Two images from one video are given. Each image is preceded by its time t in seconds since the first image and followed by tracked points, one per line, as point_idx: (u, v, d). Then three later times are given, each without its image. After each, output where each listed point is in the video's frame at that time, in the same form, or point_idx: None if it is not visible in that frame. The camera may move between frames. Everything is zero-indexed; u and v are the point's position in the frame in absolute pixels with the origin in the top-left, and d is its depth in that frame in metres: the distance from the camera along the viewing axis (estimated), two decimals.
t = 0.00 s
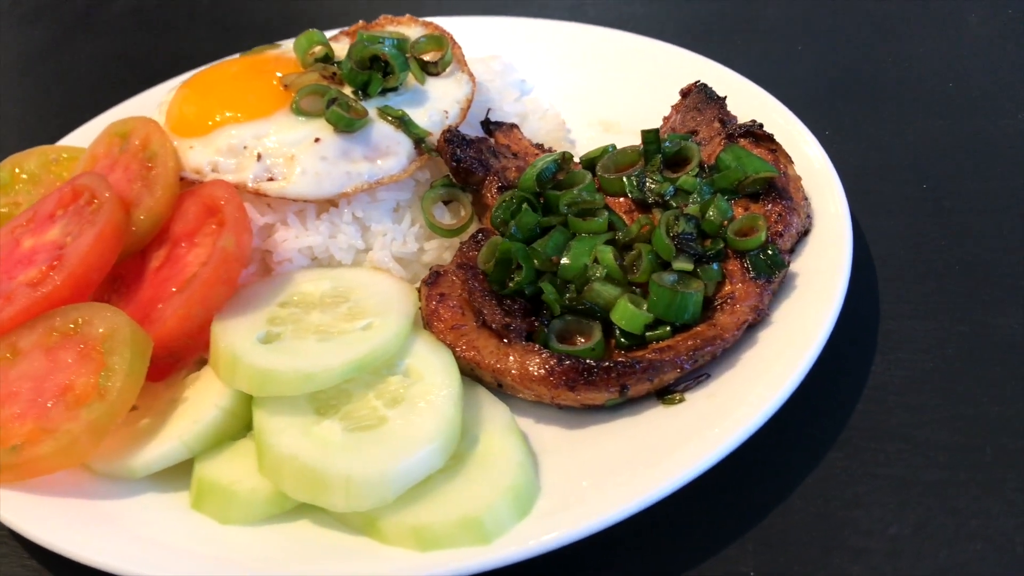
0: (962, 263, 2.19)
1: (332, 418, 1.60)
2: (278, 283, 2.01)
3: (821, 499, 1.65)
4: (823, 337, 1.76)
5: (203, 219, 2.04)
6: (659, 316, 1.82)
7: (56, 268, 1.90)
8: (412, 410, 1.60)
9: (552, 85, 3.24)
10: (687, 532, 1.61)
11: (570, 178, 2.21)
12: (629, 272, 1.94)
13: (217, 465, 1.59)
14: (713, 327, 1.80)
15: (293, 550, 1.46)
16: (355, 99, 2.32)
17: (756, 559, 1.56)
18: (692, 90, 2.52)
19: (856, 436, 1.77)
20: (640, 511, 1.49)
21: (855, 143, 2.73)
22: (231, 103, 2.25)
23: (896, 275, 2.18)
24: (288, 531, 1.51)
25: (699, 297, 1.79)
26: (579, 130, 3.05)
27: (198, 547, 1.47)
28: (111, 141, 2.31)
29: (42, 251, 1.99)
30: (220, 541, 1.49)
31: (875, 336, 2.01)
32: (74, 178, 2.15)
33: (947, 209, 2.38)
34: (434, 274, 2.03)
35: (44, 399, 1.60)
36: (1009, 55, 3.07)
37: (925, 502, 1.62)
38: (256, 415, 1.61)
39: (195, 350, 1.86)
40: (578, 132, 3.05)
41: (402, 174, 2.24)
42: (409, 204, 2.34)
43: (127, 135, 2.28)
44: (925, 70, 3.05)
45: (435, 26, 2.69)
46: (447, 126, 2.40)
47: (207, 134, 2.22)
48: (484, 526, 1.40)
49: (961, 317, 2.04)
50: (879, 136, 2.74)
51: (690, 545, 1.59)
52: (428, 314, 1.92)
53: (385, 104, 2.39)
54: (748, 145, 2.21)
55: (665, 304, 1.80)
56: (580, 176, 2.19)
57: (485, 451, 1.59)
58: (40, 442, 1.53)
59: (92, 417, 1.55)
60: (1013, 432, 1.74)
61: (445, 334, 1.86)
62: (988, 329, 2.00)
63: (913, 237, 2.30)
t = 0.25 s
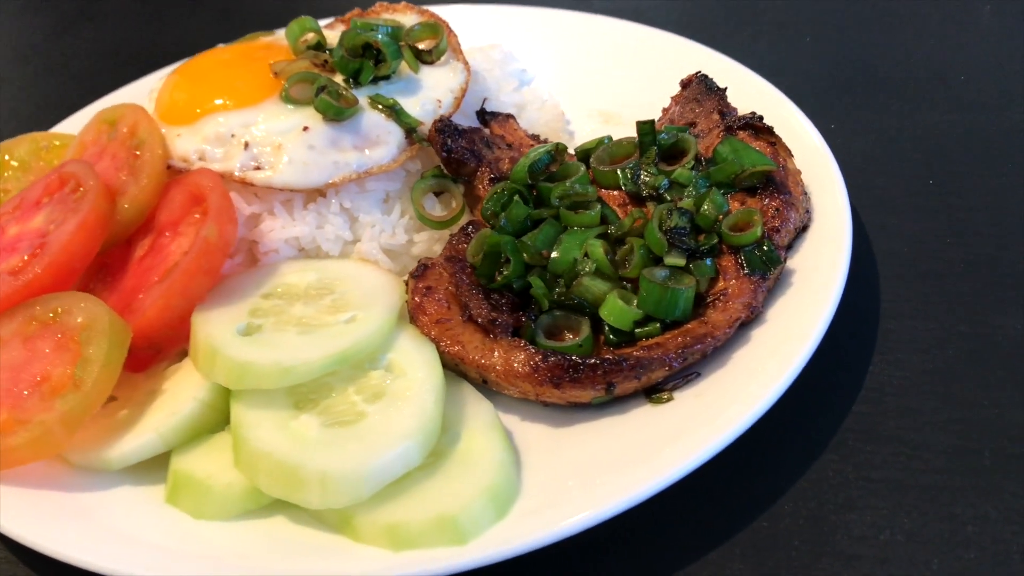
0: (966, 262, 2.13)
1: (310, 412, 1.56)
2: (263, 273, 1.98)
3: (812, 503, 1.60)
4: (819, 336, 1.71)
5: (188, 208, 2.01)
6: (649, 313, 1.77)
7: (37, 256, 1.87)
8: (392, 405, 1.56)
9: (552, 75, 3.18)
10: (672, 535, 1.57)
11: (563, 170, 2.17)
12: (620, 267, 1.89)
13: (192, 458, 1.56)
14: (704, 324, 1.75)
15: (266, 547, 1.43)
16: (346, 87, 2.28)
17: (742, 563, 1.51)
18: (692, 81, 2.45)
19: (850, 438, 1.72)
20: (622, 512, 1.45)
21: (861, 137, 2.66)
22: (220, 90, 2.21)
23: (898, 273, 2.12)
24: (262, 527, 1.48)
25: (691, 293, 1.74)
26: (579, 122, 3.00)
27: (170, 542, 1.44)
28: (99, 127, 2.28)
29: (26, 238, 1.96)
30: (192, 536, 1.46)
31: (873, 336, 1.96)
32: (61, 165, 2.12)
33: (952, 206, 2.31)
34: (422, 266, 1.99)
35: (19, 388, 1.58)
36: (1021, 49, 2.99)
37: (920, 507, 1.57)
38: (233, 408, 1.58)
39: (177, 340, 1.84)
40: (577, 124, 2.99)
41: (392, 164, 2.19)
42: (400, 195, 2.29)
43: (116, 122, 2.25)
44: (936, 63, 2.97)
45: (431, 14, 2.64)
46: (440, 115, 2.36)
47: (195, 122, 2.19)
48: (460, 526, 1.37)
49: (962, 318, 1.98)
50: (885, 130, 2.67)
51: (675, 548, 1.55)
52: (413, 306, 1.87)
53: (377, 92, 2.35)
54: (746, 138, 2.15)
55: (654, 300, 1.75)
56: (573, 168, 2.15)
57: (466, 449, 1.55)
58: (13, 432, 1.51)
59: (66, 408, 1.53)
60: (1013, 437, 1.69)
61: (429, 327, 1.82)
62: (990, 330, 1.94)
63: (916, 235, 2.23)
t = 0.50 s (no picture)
0: (969, 267, 2.07)
1: (289, 410, 1.55)
2: (251, 267, 1.96)
3: (799, 511, 1.56)
4: (811, 339, 1.67)
5: (178, 200, 2.00)
6: (638, 314, 1.74)
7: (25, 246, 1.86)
8: (372, 404, 1.54)
9: (554, 68, 3.15)
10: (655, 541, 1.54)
11: (558, 166, 2.13)
12: (611, 266, 1.85)
13: (172, 454, 1.55)
14: (694, 326, 1.72)
15: (241, 546, 1.41)
16: (341, 79, 2.25)
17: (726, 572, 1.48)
18: (693, 76, 2.41)
19: (842, 445, 1.68)
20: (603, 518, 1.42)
21: (867, 136, 2.60)
22: (213, 81, 2.19)
23: (898, 276, 2.07)
24: (239, 525, 1.47)
25: (681, 293, 1.70)
26: (581, 118, 2.95)
27: (146, 538, 1.44)
28: (93, 117, 2.26)
29: (16, 228, 1.96)
30: (169, 533, 1.45)
31: (871, 340, 1.91)
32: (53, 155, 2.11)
33: (958, 208, 2.25)
34: (411, 262, 1.96)
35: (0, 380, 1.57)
36: None
37: (911, 518, 1.53)
38: (213, 404, 1.57)
39: (163, 334, 1.83)
40: (579, 120, 2.95)
41: (385, 158, 2.17)
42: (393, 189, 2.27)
43: (109, 112, 2.23)
44: (949, 61, 2.90)
45: (431, 5, 2.60)
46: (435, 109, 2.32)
47: (187, 113, 2.17)
48: (435, 529, 1.35)
49: (963, 324, 1.93)
50: (893, 129, 2.61)
51: (658, 555, 1.52)
52: (401, 303, 1.85)
53: (373, 85, 2.32)
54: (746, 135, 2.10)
55: (644, 300, 1.71)
56: (567, 164, 2.11)
57: (447, 450, 1.53)
58: None
59: (47, 401, 1.52)
60: (1011, 448, 1.64)
61: (416, 325, 1.79)
62: (992, 337, 1.88)
63: (919, 237, 2.18)
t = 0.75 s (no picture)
0: (972, 270, 2.03)
1: (274, 406, 1.54)
2: (243, 261, 1.95)
3: (789, 517, 1.53)
4: (806, 342, 1.63)
5: (171, 192, 1.99)
6: (630, 314, 1.72)
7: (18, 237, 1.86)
8: (358, 401, 1.53)
9: (556, 64, 3.11)
10: (641, 545, 1.52)
11: (554, 163, 2.11)
12: (605, 264, 1.83)
13: (157, 448, 1.54)
14: (687, 327, 1.69)
15: (222, 541, 1.41)
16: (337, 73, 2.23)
17: None
18: (695, 74, 2.37)
19: (836, 450, 1.64)
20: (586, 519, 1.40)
21: (873, 136, 2.56)
22: (209, 73, 2.18)
23: (899, 279, 2.03)
24: (221, 521, 1.46)
25: (674, 293, 1.68)
26: (582, 111, 2.94)
27: (127, 532, 1.43)
28: (90, 109, 2.26)
29: (9, 219, 1.95)
30: (150, 528, 1.44)
31: (869, 344, 1.87)
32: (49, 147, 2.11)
33: (963, 211, 2.21)
34: (404, 258, 1.95)
35: None
36: None
37: (903, 526, 1.49)
38: (199, 398, 1.57)
39: (152, 327, 1.82)
40: (580, 115, 2.94)
41: (380, 152, 2.15)
42: (387, 184, 2.24)
43: (106, 103, 2.23)
44: (959, 61, 2.85)
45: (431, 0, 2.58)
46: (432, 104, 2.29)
47: (183, 105, 2.16)
48: (415, 529, 1.34)
49: (964, 328, 1.88)
50: (899, 129, 2.57)
51: (643, 559, 1.50)
52: (391, 299, 1.83)
53: (370, 79, 2.30)
54: (745, 134, 2.07)
55: (636, 300, 1.69)
56: (563, 161, 2.09)
57: (432, 449, 1.52)
58: None
59: (31, 392, 1.52)
60: (1010, 455, 1.60)
61: (406, 321, 1.77)
62: (994, 342, 1.84)
63: (922, 240, 2.14)
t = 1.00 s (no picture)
0: (977, 276, 1.98)
1: (256, 404, 1.53)
2: (233, 257, 1.94)
3: (778, 527, 1.49)
4: (800, 347, 1.59)
5: (162, 187, 1.98)
6: (622, 316, 1.68)
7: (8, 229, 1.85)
8: (340, 401, 1.51)
9: (559, 61, 3.07)
10: (626, 552, 1.49)
11: (550, 161, 2.08)
12: (598, 265, 1.80)
13: (138, 444, 1.53)
14: (678, 330, 1.66)
15: (198, 540, 1.39)
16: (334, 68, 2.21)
17: None
18: (697, 73, 2.34)
19: (829, 459, 1.60)
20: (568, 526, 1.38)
21: (879, 138, 2.50)
22: (204, 67, 2.16)
23: (901, 283, 1.99)
24: (199, 519, 1.44)
25: (666, 295, 1.65)
26: (585, 110, 2.90)
27: (104, 529, 1.41)
28: (86, 102, 2.25)
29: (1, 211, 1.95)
30: (128, 525, 1.43)
31: (868, 350, 1.83)
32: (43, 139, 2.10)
33: (969, 215, 2.16)
34: (395, 256, 1.92)
35: None
36: None
37: (897, 538, 1.45)
38: (181, 395, 1.55)
39: (140, 322, 1.81)
40: (582, 114, 2.90)
41: (374, 148, 2.13)
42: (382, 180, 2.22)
43: (101, 96, 2.22)
44: (971, 62, 2.78)
45: None
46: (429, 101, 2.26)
47: (178, 99, 2.15)
48: (392, 533, 1.32)
49: (966, 335, 1.84)
50: (906, 131, 2.51)
51: (628, 566, 1.47)
52: (380, 296, 1.81)
53: (366, 74, 2.27)
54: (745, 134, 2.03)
55: (628, 302, 1.65)
56: (559, 159, 2.06)
57: (414, 450, 1.49)
58: None
59: (12, 386, 1.51)
60: (1009, 467, 1.55)
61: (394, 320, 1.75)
62: (997, 349, 1.79)
63: (925, 244, 2.09)
